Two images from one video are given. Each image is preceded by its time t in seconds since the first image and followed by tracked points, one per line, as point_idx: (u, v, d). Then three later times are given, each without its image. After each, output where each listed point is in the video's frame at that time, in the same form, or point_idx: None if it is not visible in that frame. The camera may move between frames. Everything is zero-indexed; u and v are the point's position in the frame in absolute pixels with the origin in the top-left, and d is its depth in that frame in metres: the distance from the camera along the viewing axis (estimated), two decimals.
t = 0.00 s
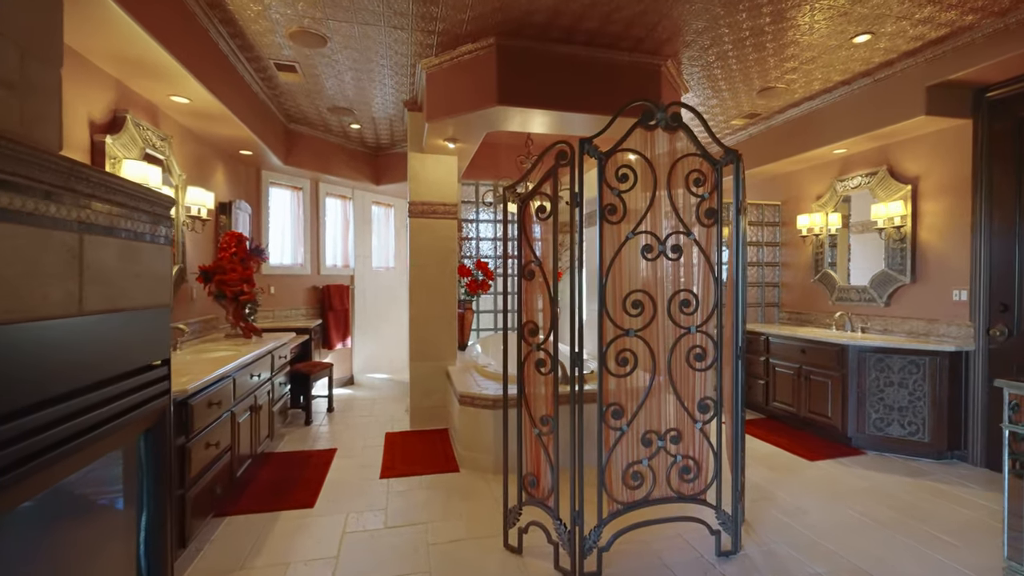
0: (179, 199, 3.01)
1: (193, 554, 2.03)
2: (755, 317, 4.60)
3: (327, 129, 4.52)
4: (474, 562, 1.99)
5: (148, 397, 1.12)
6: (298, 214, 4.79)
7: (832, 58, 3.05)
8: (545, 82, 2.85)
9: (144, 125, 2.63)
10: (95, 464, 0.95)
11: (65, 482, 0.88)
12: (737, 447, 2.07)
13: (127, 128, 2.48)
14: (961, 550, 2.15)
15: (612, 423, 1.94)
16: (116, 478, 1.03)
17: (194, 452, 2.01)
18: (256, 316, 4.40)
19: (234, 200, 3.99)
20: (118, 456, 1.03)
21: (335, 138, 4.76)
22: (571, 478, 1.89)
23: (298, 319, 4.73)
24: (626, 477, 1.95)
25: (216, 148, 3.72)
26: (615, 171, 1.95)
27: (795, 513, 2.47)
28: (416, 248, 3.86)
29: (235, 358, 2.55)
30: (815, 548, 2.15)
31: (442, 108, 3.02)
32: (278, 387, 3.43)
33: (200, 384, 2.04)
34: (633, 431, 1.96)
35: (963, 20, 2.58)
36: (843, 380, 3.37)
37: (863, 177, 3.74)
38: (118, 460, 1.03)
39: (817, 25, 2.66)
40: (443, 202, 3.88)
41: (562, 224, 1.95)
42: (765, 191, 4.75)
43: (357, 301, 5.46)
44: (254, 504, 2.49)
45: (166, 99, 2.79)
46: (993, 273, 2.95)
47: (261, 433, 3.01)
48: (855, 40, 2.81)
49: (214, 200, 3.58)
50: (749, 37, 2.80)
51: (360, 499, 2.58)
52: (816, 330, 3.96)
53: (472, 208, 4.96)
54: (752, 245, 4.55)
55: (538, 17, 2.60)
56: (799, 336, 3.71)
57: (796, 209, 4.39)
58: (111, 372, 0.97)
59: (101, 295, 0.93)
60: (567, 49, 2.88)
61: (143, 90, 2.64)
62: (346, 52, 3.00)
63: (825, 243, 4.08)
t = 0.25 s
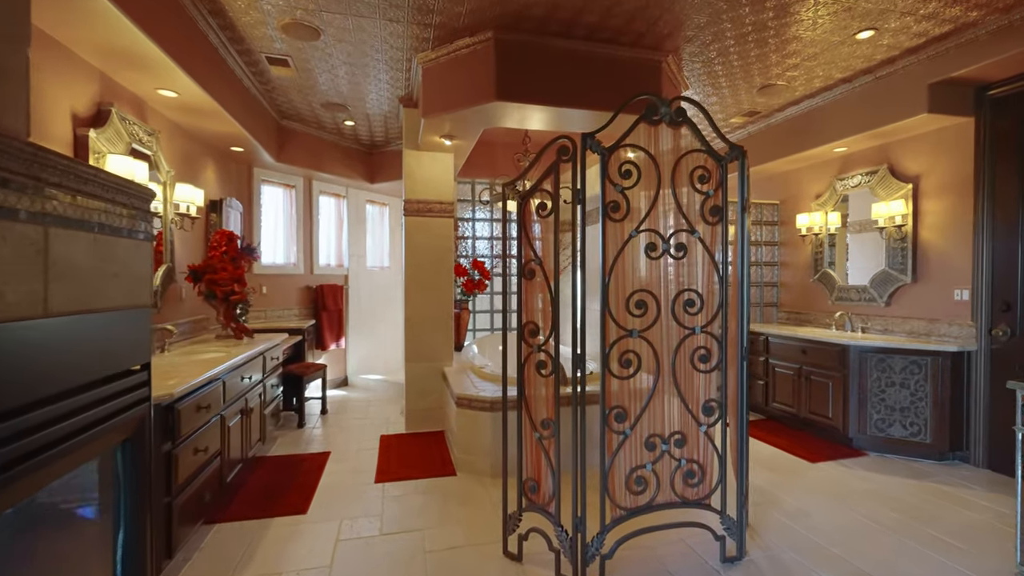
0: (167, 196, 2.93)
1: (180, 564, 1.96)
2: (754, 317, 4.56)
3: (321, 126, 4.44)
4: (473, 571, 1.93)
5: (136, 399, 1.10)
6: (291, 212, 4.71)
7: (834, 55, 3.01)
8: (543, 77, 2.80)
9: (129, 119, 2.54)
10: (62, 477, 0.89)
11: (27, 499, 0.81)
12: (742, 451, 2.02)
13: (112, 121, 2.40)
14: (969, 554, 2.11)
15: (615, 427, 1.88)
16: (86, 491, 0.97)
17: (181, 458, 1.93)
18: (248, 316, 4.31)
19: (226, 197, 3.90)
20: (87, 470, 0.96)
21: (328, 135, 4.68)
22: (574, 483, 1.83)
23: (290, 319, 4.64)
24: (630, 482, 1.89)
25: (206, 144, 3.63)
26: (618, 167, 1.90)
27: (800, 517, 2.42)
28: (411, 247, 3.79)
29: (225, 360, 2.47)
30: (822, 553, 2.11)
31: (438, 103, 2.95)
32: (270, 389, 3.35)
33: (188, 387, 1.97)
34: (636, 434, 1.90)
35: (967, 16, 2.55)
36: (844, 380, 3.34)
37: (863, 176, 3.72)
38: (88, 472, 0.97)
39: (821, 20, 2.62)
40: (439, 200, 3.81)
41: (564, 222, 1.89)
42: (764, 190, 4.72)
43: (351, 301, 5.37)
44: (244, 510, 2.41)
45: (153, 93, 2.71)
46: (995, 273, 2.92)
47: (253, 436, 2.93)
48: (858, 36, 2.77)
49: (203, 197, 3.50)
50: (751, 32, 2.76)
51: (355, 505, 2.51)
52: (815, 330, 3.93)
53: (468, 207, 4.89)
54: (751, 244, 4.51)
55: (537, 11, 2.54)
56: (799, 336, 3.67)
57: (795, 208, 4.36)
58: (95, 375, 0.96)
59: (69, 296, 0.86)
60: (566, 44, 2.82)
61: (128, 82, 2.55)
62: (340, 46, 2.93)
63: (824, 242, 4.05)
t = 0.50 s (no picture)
0: (152, 193, 2.84)
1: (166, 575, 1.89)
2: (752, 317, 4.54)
3: (313, 123, 4.36)
4: None
5: (107, 412, 1.10)
6: (282, 211, 4.62)
7: (835, 53, 2.98)
8: (542, 73, 2.74)
9: (114, 113, 2.46)
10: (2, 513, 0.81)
11: None
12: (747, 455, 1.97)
13: (95, 115, 2.31)
14: (975, 557, 2.08)
15: (617, 431, 1.83)
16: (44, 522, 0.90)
17: (167, 465, 1.86)
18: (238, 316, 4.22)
19: (215, 195, 3.82)
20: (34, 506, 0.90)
21: (321, 132, 4.60)
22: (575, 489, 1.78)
23: (282, 320, 4.55)
24: (632, 487, 1.84)
25: (195, 141, 3.54)
26: (621, 164, 1.85)
27: (803, 520, 2.38)
28: (406, 246, 3.72)
29: (214, 362, 2.39)
30: (827, 558, 2.07)
31: (433, 99, 2.89)
32: (262, 392, 3.27)
33: (175, 391, 1.89)
34: (639, 438, 1.85)
35: (970, 14, 2.53)
36: (844, 381, 3.31)
37: (861, 175, 3.70)
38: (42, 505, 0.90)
39: (823, 16, 2.58)
40: (434, 199, 3.74)
41: (565, 219, 1.82)
42: (761, 189, 4.70)
43: (344, 301, 5.29)
44: (234, 517, 2.33)
45: (139, 87, 2.62)
46: (995, 273, 2.91)
47: (243, 440, 2.85)
48: (860, 33, 2.74)
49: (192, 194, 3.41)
50: (753, 29, 2.72)
51: (349, 511, 2.44)
52: (814, 330, 3.90)
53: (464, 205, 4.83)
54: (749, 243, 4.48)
55: (536, 4, 2.48)
56: (798, 337, 3.65)
57: (793, 208, 4.34)
58: (63, 386, 0.95)
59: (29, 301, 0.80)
60: (565, 39, 2.77)
61: (113, 75, 2.46)
62: (333, 39, 2.85)
63: (822, 241, 4.03)
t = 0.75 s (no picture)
0: (140, 190, 2.75)
1: None
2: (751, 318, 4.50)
3: (307, 120, 4.28)
4: None
5: (84, 421, 1.05)
6: (275, 210, 4.53)
7: (837, 51, 2.94)
8: (541, 69, 2.69)
9: (99, 108, 2.38)
10: None
11: None
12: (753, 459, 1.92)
13: (79, 109, 2.23)
14: (983, 562, 2.04)
15: (621, 436, 1.79)
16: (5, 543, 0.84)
17: (153, 473, 1.78)
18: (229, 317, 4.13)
19: (206, 193, 3.73)
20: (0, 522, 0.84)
21: (315, 130, 4.52)
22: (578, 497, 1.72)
23: (275, 321, 4.46)
24: (637, 493, 1.79)
25: (184, 137, 3.46)
26: (625, 161, 1.80)
27: (808, 525, 2.34)
28: (401, 246, 3.65)
29: (204, 365, 2.31)
30: (835, 564, 2.02)
31: (429, 95, 2.83)
32: (253, 394, 3.19)
33: (162, 395, 1.82)
34: (643, 442, 1.81)
35: (975, 11, 2.50)
36: (845, 382, 3.28)
37: (861, 175, 3.67)
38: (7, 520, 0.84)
39: (827, 12, 2.54)
40: (431, 197, 3.67)
41: (567, 219, 1.78)
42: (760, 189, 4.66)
43: (338, 302, 5.20)
44: (224, 526, 2.26)
45: (126, 81, 2.54)
46: (998, 273, 2.88)
47: (234, 445, 2.77)
48: (863, 30, 2.70)
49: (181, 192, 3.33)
50: (755, 25, 2.67)
51: (343, 518, 2.37)
52: (814, 330, 3.87)
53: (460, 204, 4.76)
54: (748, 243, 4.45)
55: None
56: (798, 337, 3.61)
57: (792, 208, 4.31)
58: (25, 405, 0.89)
59: None
60: (564, 34, 2.71)
61: (97, 68, 2.38)
62: (327, 33, 2.78)
63: (822, 241, 4.00)
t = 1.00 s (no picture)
0: (130, 188, 2.68)
1: None
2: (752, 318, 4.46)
3: (302, 118, 4.20)
4: None
5: (56, 438, 1.03)
6: (270, 209, 4.45)
7: (842, 47, 2.90)
8: (542, 64, 2.63)
9: (86, 102, 2.30)
10: None
11: None
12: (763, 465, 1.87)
13: (64, 102, 2.16)
14: (995, 568, 2.00)
15: (628, 441, 1.74)
16: None
17: (142, 481, 1.72)
18: (223, 318, 4.05)
19: (198, 191, 3.65)
20: None
21: (310, 128, 4.45)
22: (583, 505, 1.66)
23: (269, 321, 4.38)
24: (644, 499, 1.74)
25: (176, 134, 3.38)
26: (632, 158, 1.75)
27: (815, 530, 2.29)
28: (399, 245, 3.58)
29: (196, 368, 2.24)
30: (845, 571, 1.97)
31: (427, 91, 2.77)
32: (247, 397, 3.11)
33: (151, 400, 1.75)
34: (651, 447, 1.75)
35: (983, 6, 2.46)
36: (849, 383, 3.24)
37: (865, 174, 3.63)
38: None
39: (833, 8, 2.50)
40: (428, 196, 3.61)
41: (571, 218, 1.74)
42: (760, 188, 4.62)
43: (334, 302, 5.13)
44: (216, 534, 2.19)
45: (115, 75, 2.46)
46: (1004, 273, 2.85)
47: (227, 450, 2.70)
48: (870, 26, 2.65)
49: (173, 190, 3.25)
50: (760, 20, 2.62)
51: (339, 525, 2.30)
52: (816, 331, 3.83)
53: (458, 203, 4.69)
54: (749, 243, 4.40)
55: None
56: (800, 338, 3.57)
57: (794, 207, 4.27)
58: None
59: None
60: (566, 29, 2.65)
61: (85, 61, 2.31)
62: (322, 27, 2.71)
63: (824, 241, 3.96)
